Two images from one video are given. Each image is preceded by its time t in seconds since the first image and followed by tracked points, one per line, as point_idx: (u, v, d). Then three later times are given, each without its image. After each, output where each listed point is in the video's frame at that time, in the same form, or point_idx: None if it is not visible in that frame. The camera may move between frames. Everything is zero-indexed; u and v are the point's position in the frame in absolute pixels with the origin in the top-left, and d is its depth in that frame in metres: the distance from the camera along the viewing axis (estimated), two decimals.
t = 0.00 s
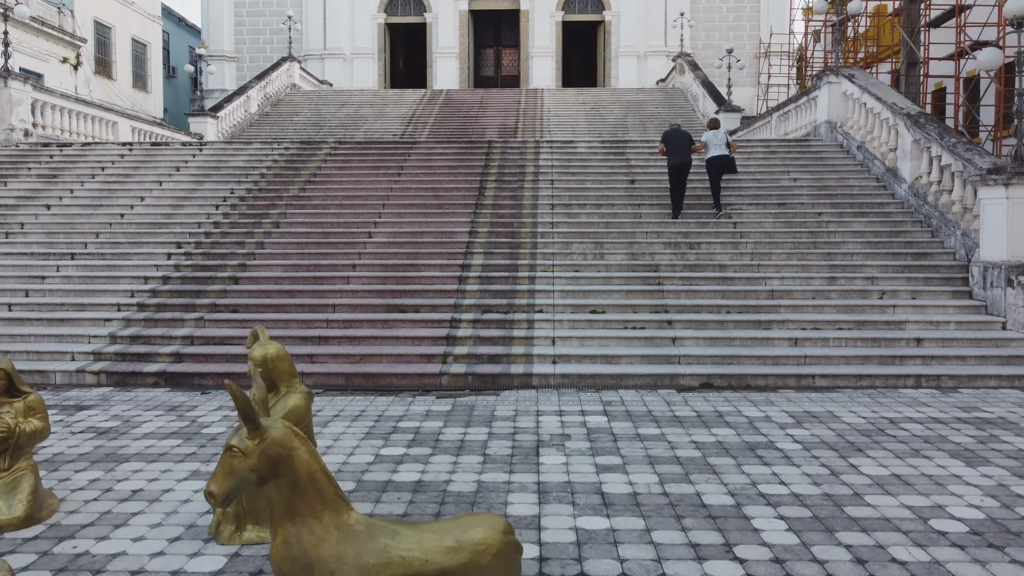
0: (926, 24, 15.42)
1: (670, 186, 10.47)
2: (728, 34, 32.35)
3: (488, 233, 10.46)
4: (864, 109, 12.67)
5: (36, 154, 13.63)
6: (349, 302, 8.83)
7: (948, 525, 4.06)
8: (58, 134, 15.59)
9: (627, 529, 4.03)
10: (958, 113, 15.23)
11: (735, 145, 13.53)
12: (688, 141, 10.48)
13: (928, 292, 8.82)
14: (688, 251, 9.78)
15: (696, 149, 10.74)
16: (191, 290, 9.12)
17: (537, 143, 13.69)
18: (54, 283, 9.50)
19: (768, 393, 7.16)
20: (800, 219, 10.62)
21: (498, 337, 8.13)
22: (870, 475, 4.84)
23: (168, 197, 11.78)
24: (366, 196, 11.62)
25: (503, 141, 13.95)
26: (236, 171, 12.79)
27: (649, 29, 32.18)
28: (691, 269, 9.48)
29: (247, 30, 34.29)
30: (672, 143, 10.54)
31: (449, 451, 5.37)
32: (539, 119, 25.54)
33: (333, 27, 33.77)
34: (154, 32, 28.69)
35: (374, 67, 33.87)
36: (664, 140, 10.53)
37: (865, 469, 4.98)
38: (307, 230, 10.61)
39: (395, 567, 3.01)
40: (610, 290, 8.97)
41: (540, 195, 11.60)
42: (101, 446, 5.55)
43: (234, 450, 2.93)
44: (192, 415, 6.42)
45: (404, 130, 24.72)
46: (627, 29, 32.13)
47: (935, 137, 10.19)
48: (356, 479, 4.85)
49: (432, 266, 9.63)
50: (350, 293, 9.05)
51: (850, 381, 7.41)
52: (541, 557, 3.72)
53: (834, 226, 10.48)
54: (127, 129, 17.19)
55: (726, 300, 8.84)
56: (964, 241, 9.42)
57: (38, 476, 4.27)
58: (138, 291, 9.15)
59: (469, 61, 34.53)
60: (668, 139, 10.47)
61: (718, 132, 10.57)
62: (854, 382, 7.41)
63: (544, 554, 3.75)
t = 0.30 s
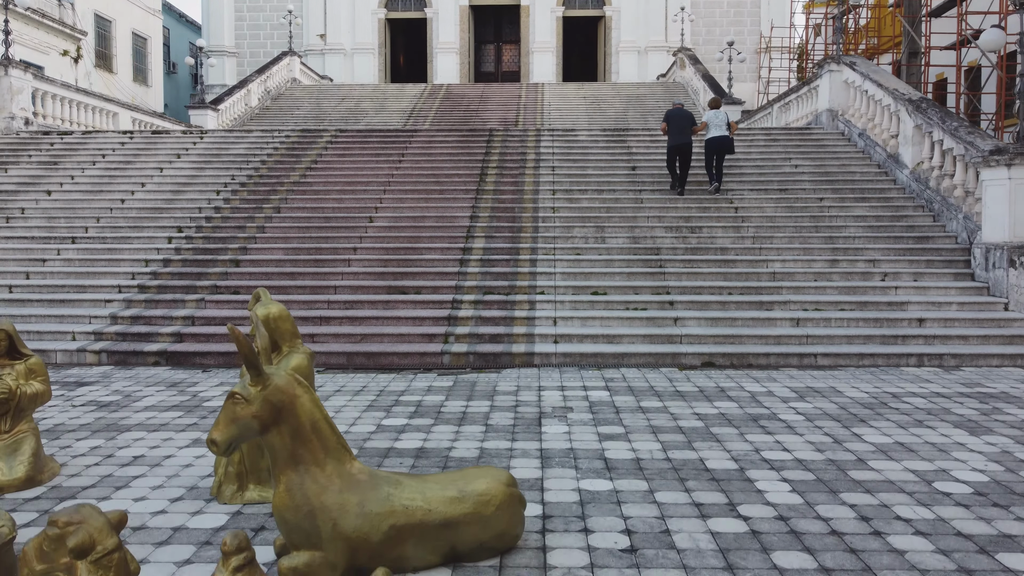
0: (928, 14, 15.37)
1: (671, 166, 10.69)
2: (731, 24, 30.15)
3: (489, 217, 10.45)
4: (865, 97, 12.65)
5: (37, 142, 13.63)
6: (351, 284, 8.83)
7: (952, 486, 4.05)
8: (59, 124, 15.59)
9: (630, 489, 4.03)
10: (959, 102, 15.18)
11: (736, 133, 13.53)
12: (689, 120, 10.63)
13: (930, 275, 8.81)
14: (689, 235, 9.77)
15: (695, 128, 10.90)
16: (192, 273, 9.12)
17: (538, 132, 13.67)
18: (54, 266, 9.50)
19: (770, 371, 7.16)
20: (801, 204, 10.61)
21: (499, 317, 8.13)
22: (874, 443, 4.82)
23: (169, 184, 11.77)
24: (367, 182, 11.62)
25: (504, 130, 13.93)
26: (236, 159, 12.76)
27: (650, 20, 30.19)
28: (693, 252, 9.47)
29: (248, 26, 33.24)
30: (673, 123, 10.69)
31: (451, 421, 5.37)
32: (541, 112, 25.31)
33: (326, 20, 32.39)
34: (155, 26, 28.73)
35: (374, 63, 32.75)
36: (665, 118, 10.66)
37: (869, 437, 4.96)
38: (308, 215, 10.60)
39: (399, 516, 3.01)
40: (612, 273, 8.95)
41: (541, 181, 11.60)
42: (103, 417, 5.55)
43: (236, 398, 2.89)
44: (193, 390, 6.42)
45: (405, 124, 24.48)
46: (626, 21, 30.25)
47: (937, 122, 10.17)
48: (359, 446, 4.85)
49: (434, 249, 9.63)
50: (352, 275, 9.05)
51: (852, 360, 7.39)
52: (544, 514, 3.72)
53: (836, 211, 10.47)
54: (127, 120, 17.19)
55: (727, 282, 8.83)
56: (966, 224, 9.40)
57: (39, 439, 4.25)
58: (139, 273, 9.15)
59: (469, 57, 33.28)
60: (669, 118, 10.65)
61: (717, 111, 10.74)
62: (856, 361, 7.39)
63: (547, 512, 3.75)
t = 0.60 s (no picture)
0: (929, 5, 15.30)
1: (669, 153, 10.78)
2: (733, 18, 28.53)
3: (490, 205, 10.44)
4: (866, 86, 12.62)
5: (37, 132, 13.59)
6: (352, 270, 8.82)
7: (956, 456, 4.04)
8: (59, 116, 15.55)
9: (632, 459, 4.01)
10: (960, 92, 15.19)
11: (737, 123, 13.52)
12: (689, 108, 10.66)
13: (931, 261, 8.79)
14: (690, 222, 9.76)
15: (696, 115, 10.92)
16: (193, 259, 9.11)
17: (539, 123, 13.62)
18: (54, 253, 9.49)
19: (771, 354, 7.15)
20: (802, 191, 10.60)
21: (500, 302, 8.10)
22: (877, 418, 4.81)
23: (169, 173, 11.76)
24: (367, 171, 11.61)
25: (505, 121, 13.90)
26: (236, 149, 12.73)
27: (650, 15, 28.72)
28: (694, 239, 9.44)
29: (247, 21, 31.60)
30: (673, 110, 10.74)
31: (453, 398, 5.36)
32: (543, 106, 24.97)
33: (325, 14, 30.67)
34: (155, 22, 28.74)
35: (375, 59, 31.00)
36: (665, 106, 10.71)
37: (872, 413, 4.95)
38: (308, 202, 10.59)
39: (401, 476, 2.99)
40: (613, 259, 8.92)
41: (542, 170, 11.59)
42: (104, 394, 5.55)
43: (238, 354, 2.81)
44: (194, 370, 6.42)
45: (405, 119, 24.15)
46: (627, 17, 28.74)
47: (938, 110, 10.14)
48: (360, 420, 4.85)
49: (435, 236, 9.62)
50: (352, 262, 9.04)
51: (854, 344, 7.38)
52: (546, 481, 3.71)
53: (837, 199, 10.46)
54: (127, 113, 17.17)
55: (728, 268, 8.81)
56: (967, 211, 9.36)
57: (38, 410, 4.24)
58: (139, 260, 9.13)
59: (469, 54, 31.55)
60: (668, 106, 10.69)
61: (717, 98, 10.74)
62: (857, 344, 7.38)
63: (549, 479, 3.74)
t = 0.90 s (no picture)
0: None
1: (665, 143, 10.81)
2: (732, 16, 27.80)
3: (491, 195, 10.46)
4: (866, 79, 12.63)
5: (38, 124, 13.60)
6: (354, 257, 8.86)
7: (958, 430, 4.05)
8: (60, 109, 15.52)
9: (635, 433, 4.02)
10: (960, 85, 15.26)
11: (737, 116, 13.54)
12: (685, 99, 10.69)
13: (932, 249, 8.79)
14: (691, 212, 9.78)
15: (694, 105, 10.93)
16: (194, 248, 9.11)
17: (540, 116, 13.63)
18: (56, 242, 9.51)
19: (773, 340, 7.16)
20: (803, 182, 10.62)
21: (502, 290, 8.11)
22: (879, 396, 4.82)
23: (170, 164, 11.77)
24: (369, 162, 11.63)
25: (506, 114, 13.90)
26: (237, 141, 12.74)
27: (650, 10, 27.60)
28: (695, 229, 9.45)
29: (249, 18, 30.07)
30: (669, 103, 10.76)
31: (455, 378, 5.39)
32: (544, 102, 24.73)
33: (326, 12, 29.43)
34: (156, 18, 28.78)
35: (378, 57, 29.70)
36: (661, 98, 10.72)
37: (873, 391, 4.96)
38: (310, 192, 10.60)
39: (406, 440, 3.00)
40: (614, 247, 8.93)
41: (543, 161, 11.61)
42: (108, 375, 5.57)
43: (242, 318, 2.68)
44: (197, 353, 6.45)
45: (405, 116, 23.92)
46: (628, 13, 27.67)
47: (939, 100, 10.15)
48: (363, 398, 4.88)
49: (436, 225, 9.63)
50: (354, 250, 9.06)
51: (855, 330, 7.39)
52: (550, 453, 3.72)
53: (838, 189, 10.47)
54: (127, 107, 17.18)
55: (730, 256, 8.82)
56: (968, 200, 9.36)
57: (42, 383, 4.26)
58: (141, 248, 9.15)
59: (471, 51, 30.48)
60: (665, 98, 10.72)
61: (717, 88, 10.72)
62: (859, 331, 7.40)
63: (553, 450, 3.76)
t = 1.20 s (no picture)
0: None
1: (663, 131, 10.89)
2: (733, 13, 27.07)
3: (493, 187, 10.53)
4: (866, 73, 12.70)
5: (42, 118, 13.63)
6: (358, 247, 8.97)
7: (954, 404, 4.13)
8: (63, 104, 15.51)
9: (637, 407, 4.11)
10: (958, 79, 15.33)
11: (737, 110, 13.62)
12: (681, 88, 10.82)
13: (930, 239, 8.88)
14: (691, 203, 9.88)
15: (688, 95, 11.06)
16: (199, 238, 9.18)
17: (541, 110, 13.69)
18: (62, 232, 9.59)
19: (772, 326, 7.24)
20: (802, 174, 10.70)
21: (504, 278, 8.19)
22: (876, 374, 4.91)
23: (174, 157, 11.85)
24: (372, 155, 11.71)
25: (507, 108, 13.97)
26: (240, 134, 12.83)
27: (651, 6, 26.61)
28: (695, 220, 9.52)
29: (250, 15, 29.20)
30: (664, 92, 10.90)
31: (460, 359, 5.48)
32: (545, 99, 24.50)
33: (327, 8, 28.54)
34: (157, 15, 28.84)
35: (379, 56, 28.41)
36: (657, 89, 10.87)
37: (871, 371, 5.05)
38: (313, 184, 10.68)
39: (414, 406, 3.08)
40: (615, 237, 9.01)
41: (545, 153, 11.70)
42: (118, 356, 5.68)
43: (257, 286, 2.74)
44: (204, 338, 6.54)
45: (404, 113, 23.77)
46: (628, 10, 26.68)
47: (939, 92, 10.21)
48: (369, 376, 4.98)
49: (438, 216, 9.71)
50: (358, 240, 9.14)
51: (854, 317, 7.48)
52: (553, 424, 3.81)
53: (837, 180, 10.55)
54: (130, 102, 17.25)
55: (730, 246, 8.90)
56: (967, 191, 9.43)
57: (54, 360, 4.35)
58: (146, 238, 9.23)
59: (473, 52, 29.23)
60: (660, 88, 10.85)
61: (717, 81, 10.80)
62: (857, 318, 7.48)
63: (557, 421, 3.86)
